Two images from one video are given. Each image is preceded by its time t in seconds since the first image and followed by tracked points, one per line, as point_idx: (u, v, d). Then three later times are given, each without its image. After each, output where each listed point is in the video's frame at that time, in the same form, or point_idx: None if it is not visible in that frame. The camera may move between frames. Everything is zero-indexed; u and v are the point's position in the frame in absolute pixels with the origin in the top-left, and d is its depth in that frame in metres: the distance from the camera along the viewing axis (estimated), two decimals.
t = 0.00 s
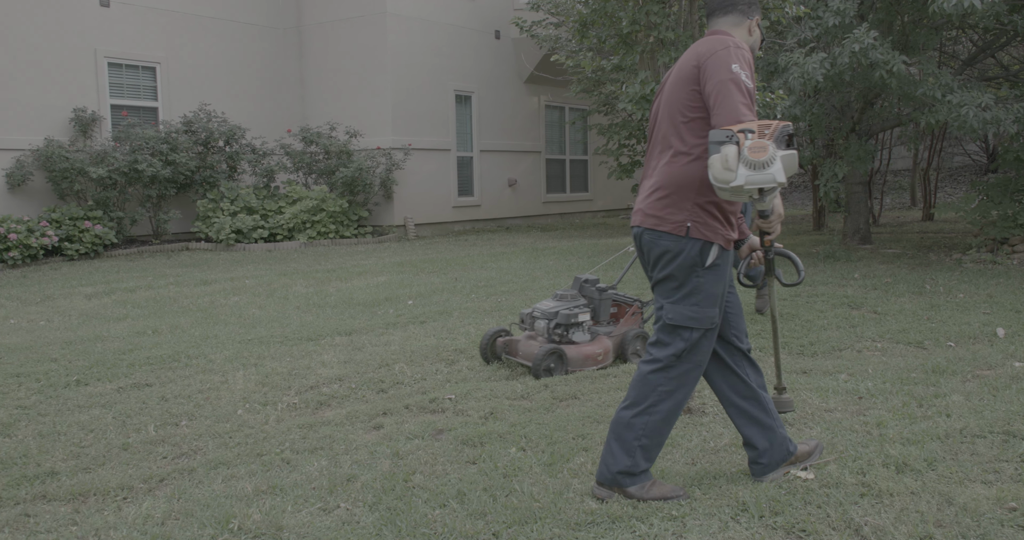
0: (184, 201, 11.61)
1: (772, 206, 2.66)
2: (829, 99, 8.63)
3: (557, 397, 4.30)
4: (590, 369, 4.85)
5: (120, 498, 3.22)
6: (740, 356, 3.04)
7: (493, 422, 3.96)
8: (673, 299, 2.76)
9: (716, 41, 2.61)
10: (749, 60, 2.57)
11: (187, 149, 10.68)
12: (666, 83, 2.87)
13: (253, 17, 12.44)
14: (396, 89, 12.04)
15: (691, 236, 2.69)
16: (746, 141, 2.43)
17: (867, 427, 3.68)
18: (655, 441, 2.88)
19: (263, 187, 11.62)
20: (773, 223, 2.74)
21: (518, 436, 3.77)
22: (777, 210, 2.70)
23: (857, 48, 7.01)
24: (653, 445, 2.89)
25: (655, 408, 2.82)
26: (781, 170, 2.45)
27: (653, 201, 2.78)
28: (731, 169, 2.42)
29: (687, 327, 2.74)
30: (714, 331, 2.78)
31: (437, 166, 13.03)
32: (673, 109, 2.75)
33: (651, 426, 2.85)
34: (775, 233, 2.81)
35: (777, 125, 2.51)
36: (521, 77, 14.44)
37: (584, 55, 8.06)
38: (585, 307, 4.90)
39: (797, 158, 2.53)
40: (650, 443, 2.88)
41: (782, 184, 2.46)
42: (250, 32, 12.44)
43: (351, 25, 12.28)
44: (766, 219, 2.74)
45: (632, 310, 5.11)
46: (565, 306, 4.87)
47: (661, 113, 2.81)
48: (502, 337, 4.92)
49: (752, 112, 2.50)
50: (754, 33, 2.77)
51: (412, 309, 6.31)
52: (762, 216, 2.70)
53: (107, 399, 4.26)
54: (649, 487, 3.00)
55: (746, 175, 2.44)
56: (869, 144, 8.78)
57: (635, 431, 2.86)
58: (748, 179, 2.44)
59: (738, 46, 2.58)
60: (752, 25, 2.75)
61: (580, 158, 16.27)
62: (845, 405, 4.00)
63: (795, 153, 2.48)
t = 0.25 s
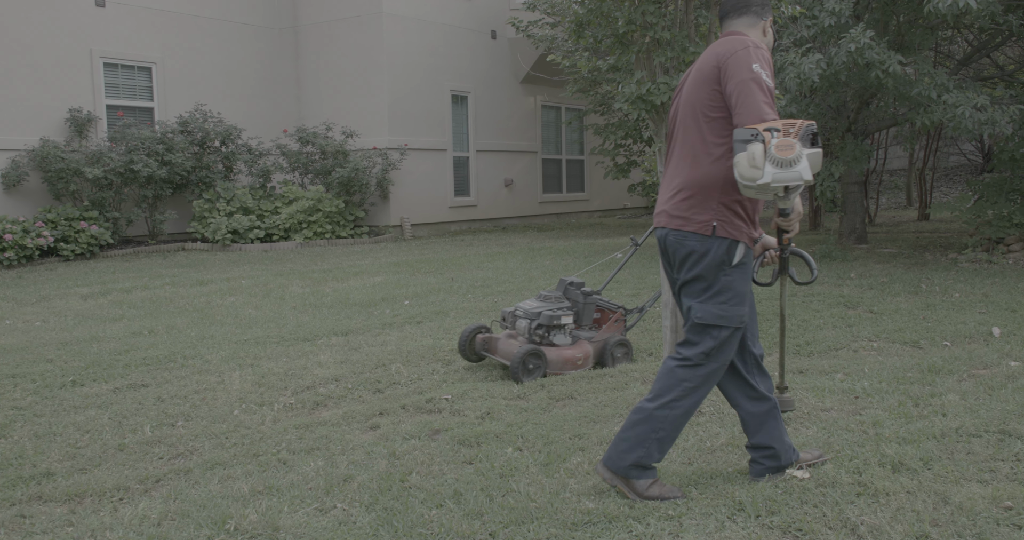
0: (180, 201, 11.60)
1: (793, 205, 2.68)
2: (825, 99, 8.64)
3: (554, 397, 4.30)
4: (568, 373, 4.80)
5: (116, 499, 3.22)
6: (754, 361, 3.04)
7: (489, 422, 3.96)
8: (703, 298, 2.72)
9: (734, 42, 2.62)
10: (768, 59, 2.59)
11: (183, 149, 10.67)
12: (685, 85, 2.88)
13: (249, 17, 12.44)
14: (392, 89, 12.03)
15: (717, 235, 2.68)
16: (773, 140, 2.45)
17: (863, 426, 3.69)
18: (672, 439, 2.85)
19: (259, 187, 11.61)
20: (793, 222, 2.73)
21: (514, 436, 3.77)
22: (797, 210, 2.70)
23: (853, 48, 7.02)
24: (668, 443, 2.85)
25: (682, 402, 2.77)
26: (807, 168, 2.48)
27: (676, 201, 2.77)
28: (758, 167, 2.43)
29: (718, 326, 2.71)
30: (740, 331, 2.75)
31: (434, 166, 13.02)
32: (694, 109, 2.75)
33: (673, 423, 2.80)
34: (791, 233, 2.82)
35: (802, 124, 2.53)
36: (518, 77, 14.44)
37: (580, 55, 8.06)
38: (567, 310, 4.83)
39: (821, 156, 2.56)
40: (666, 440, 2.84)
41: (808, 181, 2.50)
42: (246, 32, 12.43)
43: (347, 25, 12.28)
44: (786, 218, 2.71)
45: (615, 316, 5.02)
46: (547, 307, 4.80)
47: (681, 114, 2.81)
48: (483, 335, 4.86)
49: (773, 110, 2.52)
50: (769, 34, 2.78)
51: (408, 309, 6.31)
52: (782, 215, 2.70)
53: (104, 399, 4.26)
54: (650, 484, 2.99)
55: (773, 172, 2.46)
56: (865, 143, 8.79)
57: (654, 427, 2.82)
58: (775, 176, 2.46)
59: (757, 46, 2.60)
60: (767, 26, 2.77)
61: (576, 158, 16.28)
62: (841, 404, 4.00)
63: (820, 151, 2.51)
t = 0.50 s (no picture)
0: (176, 201, 11.59)
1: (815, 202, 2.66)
2: (822, 99, 8.66)
3: (551, 397, 4.30)
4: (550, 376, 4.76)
5: (112, 500, 3.21)
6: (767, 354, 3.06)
7: (487, 422, 3.96)
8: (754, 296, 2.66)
9: (755, 40, 2.65)
10: (787, 58, 2.62)
11: (180, 149, 10.66)
12: (700, 84, 2.90)
13: (245, 17, 12.43)
14: (389, 89, 12.03)
15: (739, 231, 2.67)
16: (798, 136, 2.44)
17: (859, 426, 3.69)
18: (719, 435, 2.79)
19: (255, 187, 11.59)
20: (812, 217, 2.73)
21: (511, 437, 3.77)
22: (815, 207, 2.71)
23: (850, 48, 7.03)
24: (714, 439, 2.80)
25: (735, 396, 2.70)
26: (834, 163, 2.46)
27: (694, 198, 2.75)
28: (784, 161, 2.44)
29: (772, 321, 2.67)
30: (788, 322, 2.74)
31: (430, 167, 13.03)
32: (712, 107, 2.76)
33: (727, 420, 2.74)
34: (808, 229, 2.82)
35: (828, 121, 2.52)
36: (514, 77, 14.44)
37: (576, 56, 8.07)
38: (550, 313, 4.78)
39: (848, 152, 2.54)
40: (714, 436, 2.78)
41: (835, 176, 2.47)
42: (242, 32, 12.43)
43: (344, 25, 12.27)
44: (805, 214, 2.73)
45: (599, 320, 4.99)
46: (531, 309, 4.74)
47: (698, 111, 2.82)
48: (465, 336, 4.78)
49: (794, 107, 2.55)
50: (783, 36, 2.82)
51: (405, 309, 6.31)
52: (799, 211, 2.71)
53: (100, 400, 4.25)
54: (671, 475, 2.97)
55: (800, 167, 2.44)
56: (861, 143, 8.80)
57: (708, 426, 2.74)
58: (802, 171, 2.44)
59: (776, 45, 2.63)
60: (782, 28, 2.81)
61: (573, 158, 16.28)
62: (838, 404, 4.01)
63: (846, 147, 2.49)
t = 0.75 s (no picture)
0: (173, 201, 11.57)
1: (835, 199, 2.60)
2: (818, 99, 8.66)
3: (548, 397, 4.30)
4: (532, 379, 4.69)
5: (109, 500, 3.21)
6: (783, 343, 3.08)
7: (483, 422, 3.96)
8: (790, 285, 2.65)
9: (771, 39, 2.68)
10: (804, 56, 2.65)
11: (176, 149, 10.65)
12: (714, 83, 2.92)
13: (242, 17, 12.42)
14: (385, 89, 12.02)
15: (763, 225, 2.69)
16: (825, 134, 2.43)
17: (856, 426, 3.69)
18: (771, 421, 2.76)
19: (252, 187, 11.58)
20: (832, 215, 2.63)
21: (508, 437, 3.77)
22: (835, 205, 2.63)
23: (846, 48, 7.03)
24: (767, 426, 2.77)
25: (782, 379, 2.68)
26: (860, 161, 2.45)
27: (715, 194, 2.77)
28: (813, 159, 2.41)
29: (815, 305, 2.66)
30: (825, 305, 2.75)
31: (427, 167, 13.02)
32: (729, 105, 2.79)
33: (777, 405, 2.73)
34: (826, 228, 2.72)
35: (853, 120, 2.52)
36: (511, 77, 14.44)
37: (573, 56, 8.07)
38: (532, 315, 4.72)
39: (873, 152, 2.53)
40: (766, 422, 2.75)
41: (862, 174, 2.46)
42: (238, 32, 12.41)
43: (340, 25, 12.27)
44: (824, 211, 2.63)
45: (581, 322, 4.97)
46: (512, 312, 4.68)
47: (714, 110, 2.85)
48: (444, 340, 4.70)
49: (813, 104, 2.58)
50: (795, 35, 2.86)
51: (402, 309, 6.30)
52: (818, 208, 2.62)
53: (97, 400, 4.25)
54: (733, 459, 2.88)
55: (827, 165, 2.42)
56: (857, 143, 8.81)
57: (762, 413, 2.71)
58: (830, 169, 2.42)
59: (792, 43, 2.67)
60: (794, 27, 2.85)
61: (570, 158, 16.29)
62: (834, 404, 4.01)
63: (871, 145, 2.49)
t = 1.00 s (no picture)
0: (170, 201, 11.56)
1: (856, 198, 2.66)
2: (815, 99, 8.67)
3: (545, 397, 4.30)
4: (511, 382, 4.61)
5: (105, 501, 3.20)
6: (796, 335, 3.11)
7: (481, 422, 3.96)
8: (819, 272, 2.68)
9: (785, 39, 2.72)
10: (818, 55, 2.70)
11: (173, 149, 10.64)
12: (726, 81, 2.95)
13: (239, 17, 12.40)
14: (383, 89, 12.02)
15: (785, 219, 2.71)
16: (851, 133, 2.48)
17: (853, 425, 3.70)
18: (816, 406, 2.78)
19: (249, 187, 11.54)
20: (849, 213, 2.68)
21: (506, 437, 3.77)
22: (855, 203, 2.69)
23: (844, 49, 7.04)
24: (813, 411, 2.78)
25: (828, 363, 2.70)
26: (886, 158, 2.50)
27: (735, 191, 2.79)
28: (840, 157, 2.46)
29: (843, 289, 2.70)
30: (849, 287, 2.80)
31: (424, 167, 13.02)
32: (744, 103, 2.81)
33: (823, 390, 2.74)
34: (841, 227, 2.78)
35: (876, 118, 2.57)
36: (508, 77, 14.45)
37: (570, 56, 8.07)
38: (510, 316, 4.65)
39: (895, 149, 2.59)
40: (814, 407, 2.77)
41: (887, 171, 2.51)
42: (235, 32, 12.40)
43: (338, 25, 12.26)
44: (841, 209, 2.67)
45: (561, 323, 4.92)
46: (490, 314, 4.61)
47: (728, 107, 2.87)
48: (421, 345, 4.61)
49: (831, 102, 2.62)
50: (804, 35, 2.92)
51: (398, 309, 6.30)
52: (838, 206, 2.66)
53: (93, 400, 4.24)
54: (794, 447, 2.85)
55: (854, 163, 2.47)
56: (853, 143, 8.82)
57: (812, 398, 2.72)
58: (856, 167, 2.48)
59: (805, 42, 2.71)
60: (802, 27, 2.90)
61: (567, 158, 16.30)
62: (831, 404, 4.02)
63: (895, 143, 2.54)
